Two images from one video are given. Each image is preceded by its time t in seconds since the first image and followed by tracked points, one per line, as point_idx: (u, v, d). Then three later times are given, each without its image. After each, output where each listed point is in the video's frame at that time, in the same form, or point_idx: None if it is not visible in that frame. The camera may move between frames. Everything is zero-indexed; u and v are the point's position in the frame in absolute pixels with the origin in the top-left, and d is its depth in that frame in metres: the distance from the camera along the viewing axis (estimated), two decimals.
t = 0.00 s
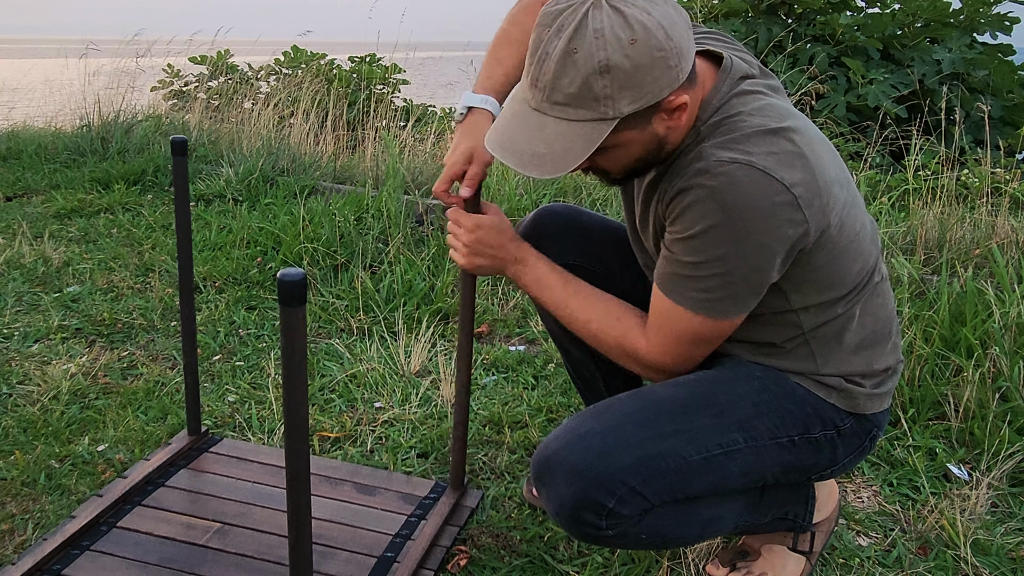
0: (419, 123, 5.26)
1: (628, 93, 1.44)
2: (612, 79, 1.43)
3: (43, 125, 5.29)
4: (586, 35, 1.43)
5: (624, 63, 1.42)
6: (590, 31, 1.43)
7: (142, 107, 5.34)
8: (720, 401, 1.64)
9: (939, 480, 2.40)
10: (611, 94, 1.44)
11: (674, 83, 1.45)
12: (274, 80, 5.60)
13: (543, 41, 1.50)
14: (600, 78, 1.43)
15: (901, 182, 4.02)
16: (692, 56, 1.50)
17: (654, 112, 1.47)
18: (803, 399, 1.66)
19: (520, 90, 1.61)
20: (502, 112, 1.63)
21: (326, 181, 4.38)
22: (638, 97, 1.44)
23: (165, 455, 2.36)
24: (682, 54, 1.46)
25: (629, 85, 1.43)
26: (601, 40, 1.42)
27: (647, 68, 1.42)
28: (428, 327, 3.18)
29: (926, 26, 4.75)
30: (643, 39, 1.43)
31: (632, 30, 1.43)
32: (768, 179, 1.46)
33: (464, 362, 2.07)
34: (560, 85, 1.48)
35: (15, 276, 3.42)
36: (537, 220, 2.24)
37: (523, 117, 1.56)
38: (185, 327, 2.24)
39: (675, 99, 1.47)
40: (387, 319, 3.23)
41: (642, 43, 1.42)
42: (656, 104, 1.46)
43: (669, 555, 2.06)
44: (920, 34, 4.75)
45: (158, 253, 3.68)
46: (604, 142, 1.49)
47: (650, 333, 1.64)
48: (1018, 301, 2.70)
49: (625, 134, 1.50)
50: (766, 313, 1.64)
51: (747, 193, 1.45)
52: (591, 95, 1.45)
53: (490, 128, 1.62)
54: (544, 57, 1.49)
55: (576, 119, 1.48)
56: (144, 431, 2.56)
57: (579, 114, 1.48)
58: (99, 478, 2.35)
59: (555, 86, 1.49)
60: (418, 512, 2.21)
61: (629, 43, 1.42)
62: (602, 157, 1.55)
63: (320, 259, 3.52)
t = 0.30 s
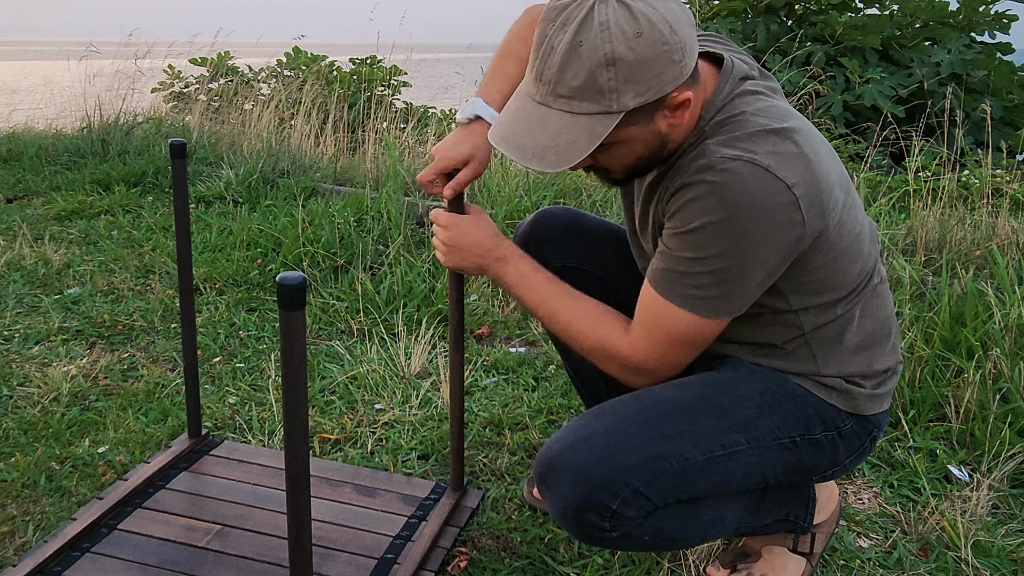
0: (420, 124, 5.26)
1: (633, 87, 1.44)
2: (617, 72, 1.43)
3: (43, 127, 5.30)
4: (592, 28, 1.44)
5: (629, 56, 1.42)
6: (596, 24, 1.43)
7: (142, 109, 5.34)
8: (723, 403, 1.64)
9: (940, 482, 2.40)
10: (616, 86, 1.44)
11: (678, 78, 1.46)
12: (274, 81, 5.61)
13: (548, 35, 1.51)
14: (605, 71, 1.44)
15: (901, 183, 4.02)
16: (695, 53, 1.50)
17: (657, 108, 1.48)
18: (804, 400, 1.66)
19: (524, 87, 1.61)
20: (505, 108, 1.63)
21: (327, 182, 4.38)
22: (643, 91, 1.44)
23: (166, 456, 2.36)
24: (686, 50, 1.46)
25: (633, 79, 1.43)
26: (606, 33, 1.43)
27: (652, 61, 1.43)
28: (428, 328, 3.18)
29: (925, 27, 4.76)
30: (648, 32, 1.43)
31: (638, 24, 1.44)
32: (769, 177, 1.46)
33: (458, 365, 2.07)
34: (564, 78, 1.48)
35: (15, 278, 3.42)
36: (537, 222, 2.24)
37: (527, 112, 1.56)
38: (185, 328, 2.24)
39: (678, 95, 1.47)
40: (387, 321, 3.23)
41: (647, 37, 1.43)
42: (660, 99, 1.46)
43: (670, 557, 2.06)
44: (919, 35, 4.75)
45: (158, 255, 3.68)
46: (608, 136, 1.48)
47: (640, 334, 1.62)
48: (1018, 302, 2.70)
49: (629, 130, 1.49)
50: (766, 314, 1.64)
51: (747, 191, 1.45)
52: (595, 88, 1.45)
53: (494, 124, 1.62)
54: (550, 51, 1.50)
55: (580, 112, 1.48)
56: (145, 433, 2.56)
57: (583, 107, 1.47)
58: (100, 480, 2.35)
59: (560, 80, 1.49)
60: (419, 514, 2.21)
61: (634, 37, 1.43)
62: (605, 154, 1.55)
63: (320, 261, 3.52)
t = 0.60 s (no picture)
0: (420, 126, 5.26)
1: (627, 85, 1.44)
2: (612, 69, 1.43)
3: (44, 128, 5.30)
4: (587, 25, 1.44)
5: (623, 53, 1.42)
6: (591, 22, 1.44)
7: (143, 110, 5.35)
8: (722, 405, 1.63)
9: (940, 483, 2.39)
10: (610, 84, 1.44)
11: (672, 76, 1.46)
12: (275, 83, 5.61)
13: (545, 32, 1.51)
14: (599, 68, 1.44)
15: (902, 184, 4.02)
16: (691, 50, 1.50)
17: (652, 106, 1.48)
18: (804, 400, 1.66)
19: (521, 84, 1.61)
20: (502, 105, 1.64)
21: (327, 184, 4.38)
22: (637, 89, 1.44)
23: (166, 458, 2.36)
24: (681, 48, 1.46)
25: (628, 76, 1.43)
26: (601, 30, 1.43)
27: (646, 59, 1.43)
28: (428, 330, 3.18)
29: (925, 28, 4.76)
30: (643, 30, 1.43)
31: (632, 21, 1.44)
32: (766, 173, 1.46)
33: (464, 367, 2.06)
34: (560, 75, 1.49)
35: (15, 279, 3.43)
36: (538, 222, 2.24)
37: (523, 108, 1.56)
38: (186, 330, 2.24)
39: (673, 93, 1.48)
40: (388, 322, 3.23)
41: (641, 34, 1.43)
42: (654, 97, 1.46)
43: (670, 559, 2.06)
44: (918, 36, 4.76)
45: (159, 257, 3.68)
46: (602, 133, 1.49)
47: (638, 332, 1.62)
48: (1018, 303, 2.70)
49: (624, 127, 1.50)
50: (766, 313, 1.64)
51: (744, 187, 1.46)
52: (590, 85, 1.45)
53: (490, 121, 1.63)
54: (545, 47, 1.50)
55: (575, 109, 1.49)
56: (145, 435, 2.56)
57: (579, 104, 1.48)
58: (100, 482, 2.35)
59: (555, 76, 1.49)
60: (419, 515, 2.20)
61: (629, 34, 1.43)
62: (601, 151, 1.55)
63: (320, 262, 3.53)
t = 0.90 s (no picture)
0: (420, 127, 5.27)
1: (623, 84, 1.44)
2: (608, 69, 1.43)
3: (44, 130, 5.30)
4: (583, 25, 1.45)
5: (619, 53, 1.42)
6: (586, 22, 1.44)
7: (142, 112, 5.35)
8: (722, 405, 1.63)
9: (940, 484, 2.39)
10: (607, 83, 1.44)
11: (668, 76, 1.46)
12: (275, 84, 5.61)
13: (541, 33, 1.51)
14: (595, 68, 1.44)
15: (901, 185, 4.03)
16: (687, 51, 1.51)
17: (649, 106, 1.48)
18: (804, 401, 1.66)
19: (517, 86, 1.61)
20: (498, 108, 1.63)
21: (327, 185, 4.38)
22: (633, 89, 1.44)
23: (165, 460, 2.36)
24: (676, 48, 1.46)
25: (624, 75, 1.43)
26: (597, 30, 1.43)
27: (642, 58, 1.43)
28: (428, 331, 3.18)
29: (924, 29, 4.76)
30: (638, 30, 1.44)
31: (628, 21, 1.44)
32: (762, 172, 1.46)
33: (460, 365, 2.06)
34: (556, 76, 1.48)
35: (15, 281, 3.43)
36: (539, 223, 2.25)
37: (519, 109, 1.56)
38: (185, 331, 2.24)
39: (670, 92, 1.48)
40: (387, 324, 3.24)
41: (636, 34, 1.44)
42: (651, 96, 1.46)
43: (670, 560, 2.06)
44: (918, 36, 4.76)
45: (158, 258, 3.68)
46: (599, 133, 1.48)
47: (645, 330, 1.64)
48: (1018, 304, 2.70)
49: (621, 127, 1.50)
50: (765, 313, 1.64)
51: (742, 186, 1.45)
52: (586, 85, 1.45)
53: (487, 123, 1.63)
54: (541, 48, 1.50)
55: (571, 109, 1.48)
56: (145, 437, 2.56)
57: (575, 104, 1.47)
58: (100, 483, 2.35)
59: (551, 77, 1.49)
60: (419, 517, 2.20)
61: (624, 34, 1.43)
62: (598, 151, 1.55)
63: (320, 263, 3.52)
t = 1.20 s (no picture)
0: (419, 128, 5.27)
1: (628, 80, 1.44)
2: (612, 63, 1.44)
3: (43, 131, 5.30)
4: (590, 19, 1.45)
5: (624, 48, 1.43)
6: (594, 16, 1.44)
7: (142, 113, 5.35)
8: (723, 404, 1.63)
9: (940, 484, 2.39)
10: (611, 78, 1.45)
11: (673, 73, 1.46)
12: (275, 85, 5.61)
13: (548, 25, 1.52)
14: (601, 62, 1.44)
15: (901, 186, 4.03)
16: (694, 48, 1.50)
17: (653, 103, 1.48)
18: (805, 401, 1.66)
19: (524, 78, 1.62)
20: (504, 100, 1.64)
21: (327, 186, 4.38)
22: (638, 85, 1.44)
23: (165, 461, 2.35)
24: (682, 46, 1.46)
25: (629, 71, 1.43)
26: (603, 24, 1.44)
27: (648, 55, 1.43)
28: (428, 332, 3.18)
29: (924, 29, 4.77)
30: (645, 26, 1.44)
31: (635, 16, 1.44)
32: (767, 170, 1.46)
33: (462, 365, 2.06)
34: (562, 68, 1.49)
35: (15, 282, 3.43)
36: (541, 223, 2.24)
37: (525, 102, 1.57)
38: (185, 332, 2.23)
39: (674, 90, 1.48)
40: (387, 324, 3.24)
41: (643, 30, 1.43)
42: (655, 93, 1.46)
43: (670, 561, 2.06)
44: (918, 37, 4.76)
45: (158, 259, 3.68)
46: (602, 128, 1.49)
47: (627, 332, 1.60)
48: (1018, 305, 2.70)
49: (624, 123, 1.50)
50: (767, 312, 1.64)
51: (745, 184, 1.46)
52: (591, 79, 1.46)
53: (493, 115, 1.64)
54: (548, 40, 1.51)
55: (575, 103, 1.49)
56: (145, 438, 2.56)
57: (579, 98, 1.49)
58: (99, 484, 2.35)
59: (557, 70, 1.50)
60: (419, 517, 2.20)
61: (631, 29, 1.43)
62: (601, 149, 1.56)
63: (320, 264, 3.52)
